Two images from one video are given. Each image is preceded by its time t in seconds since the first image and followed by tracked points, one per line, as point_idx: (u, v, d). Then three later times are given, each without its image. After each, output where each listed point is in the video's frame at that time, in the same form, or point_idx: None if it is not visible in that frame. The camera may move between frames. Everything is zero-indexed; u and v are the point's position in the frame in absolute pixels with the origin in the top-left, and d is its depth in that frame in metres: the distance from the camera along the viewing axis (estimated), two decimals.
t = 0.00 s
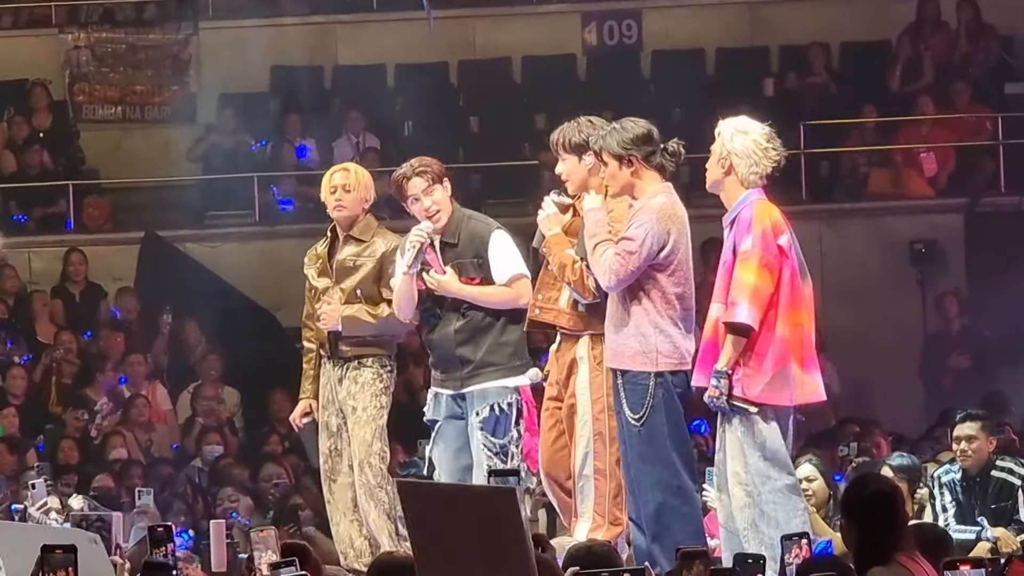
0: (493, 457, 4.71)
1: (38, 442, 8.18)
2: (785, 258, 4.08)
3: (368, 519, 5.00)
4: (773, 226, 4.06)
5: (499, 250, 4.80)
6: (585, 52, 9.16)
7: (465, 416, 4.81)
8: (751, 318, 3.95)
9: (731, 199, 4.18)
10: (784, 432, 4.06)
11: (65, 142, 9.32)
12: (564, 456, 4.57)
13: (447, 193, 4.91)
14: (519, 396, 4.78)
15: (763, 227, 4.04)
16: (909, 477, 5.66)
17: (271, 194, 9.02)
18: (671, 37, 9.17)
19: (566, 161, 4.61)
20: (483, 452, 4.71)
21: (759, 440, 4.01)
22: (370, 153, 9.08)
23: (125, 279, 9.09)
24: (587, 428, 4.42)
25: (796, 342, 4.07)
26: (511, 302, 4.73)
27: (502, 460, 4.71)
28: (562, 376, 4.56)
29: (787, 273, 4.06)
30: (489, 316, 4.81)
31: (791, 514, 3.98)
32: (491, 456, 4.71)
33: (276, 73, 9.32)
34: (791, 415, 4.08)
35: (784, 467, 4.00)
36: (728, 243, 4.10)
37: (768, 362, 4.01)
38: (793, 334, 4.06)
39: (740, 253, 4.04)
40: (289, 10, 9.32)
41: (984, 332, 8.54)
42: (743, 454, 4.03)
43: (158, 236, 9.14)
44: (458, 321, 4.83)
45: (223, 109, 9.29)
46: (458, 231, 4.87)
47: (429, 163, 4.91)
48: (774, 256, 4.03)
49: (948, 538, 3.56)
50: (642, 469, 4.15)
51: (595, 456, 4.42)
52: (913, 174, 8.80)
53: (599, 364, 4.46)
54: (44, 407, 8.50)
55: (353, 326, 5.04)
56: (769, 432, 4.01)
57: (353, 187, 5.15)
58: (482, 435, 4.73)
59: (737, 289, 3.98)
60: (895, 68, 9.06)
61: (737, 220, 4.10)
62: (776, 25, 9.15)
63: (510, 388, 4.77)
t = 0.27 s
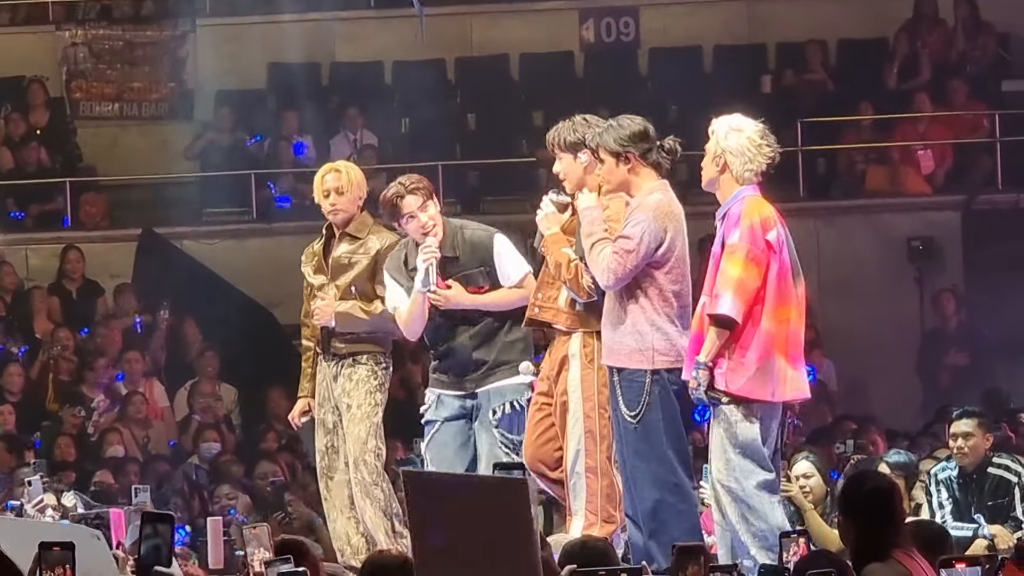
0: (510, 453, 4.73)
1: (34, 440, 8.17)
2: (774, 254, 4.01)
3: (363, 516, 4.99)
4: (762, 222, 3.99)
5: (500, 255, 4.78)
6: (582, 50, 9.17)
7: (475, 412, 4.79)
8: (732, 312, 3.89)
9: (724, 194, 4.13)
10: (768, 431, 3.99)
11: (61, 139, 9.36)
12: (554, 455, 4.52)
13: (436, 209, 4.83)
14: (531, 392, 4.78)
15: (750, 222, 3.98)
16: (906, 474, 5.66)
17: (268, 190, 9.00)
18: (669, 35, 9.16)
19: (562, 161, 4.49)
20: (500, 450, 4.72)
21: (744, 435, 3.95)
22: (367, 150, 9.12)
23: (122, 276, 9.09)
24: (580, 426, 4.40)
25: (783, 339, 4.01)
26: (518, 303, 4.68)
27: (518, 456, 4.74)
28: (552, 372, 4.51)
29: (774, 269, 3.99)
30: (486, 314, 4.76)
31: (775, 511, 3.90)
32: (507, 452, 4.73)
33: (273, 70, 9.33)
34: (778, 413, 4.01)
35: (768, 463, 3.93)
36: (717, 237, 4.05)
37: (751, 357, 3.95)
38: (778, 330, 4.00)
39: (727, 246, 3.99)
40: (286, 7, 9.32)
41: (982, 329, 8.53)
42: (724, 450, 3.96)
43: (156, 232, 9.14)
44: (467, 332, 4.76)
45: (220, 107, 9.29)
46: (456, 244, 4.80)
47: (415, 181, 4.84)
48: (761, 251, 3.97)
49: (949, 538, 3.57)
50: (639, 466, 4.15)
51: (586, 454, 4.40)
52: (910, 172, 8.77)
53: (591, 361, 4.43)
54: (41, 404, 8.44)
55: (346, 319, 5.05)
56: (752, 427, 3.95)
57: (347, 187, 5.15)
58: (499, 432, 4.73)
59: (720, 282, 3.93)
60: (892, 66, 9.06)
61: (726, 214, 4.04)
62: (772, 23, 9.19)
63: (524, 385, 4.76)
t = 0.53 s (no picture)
0: (500, 449, 4.72)
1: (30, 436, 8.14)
2: (772, 249, 4.03)
3: (360, 512, 5.01)
4: (761, 216, 4.02)
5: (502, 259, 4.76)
6: (579, 45, 9.14)
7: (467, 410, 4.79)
8: (736, 305, 3.89)
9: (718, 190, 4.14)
10: (765, 426, 4.00)
11: (58, 136, 9.34)
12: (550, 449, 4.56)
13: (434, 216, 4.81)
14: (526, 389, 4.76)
15: (749, 215, 3.99)
16: (901, 469, 5.67)
17: (264, 186, 9.01)
18: (666, 32, 9.19)
19: (549, 155, 4.56)
20: (490, 446, 4.71)
21: (741, 430, 3.95)
22: (364, 146, 9.05)
23: (118, 272, 9.13)
24: (575, 422, 4.41)
25: (784, 333, 4.02)
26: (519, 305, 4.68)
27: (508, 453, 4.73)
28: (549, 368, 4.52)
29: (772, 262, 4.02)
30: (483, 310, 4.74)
31: (770, 506, 3.90)
32: (497, 449, 4.72)
33: (270, 67, 9.32)
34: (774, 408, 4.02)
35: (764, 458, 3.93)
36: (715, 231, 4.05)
37: (753, 351, 3.95)
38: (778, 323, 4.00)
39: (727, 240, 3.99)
40: (282, 4, 9.33)
41: (979, 324, 8.53)
42: (721, 445, 3.96)
43: (153, 229, 9.15)
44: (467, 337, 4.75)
45: (217, 103, 9.29)
46: (454, 251, 4.78)
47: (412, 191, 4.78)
48: (761, 245, 3.99)
49: (947, 530, 3.57)
50: (635, 462, 4.16)
51: (583, 450, 4.41)
52: (907, 167, 8.79)
53: (586, 357, 4.43)
54: (38, 401, 8.41)
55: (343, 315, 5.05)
56: (750, 422, 3.94)
57: (342, 182, 5.15)
58: (489, 427, 4.72)
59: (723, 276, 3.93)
60: (889, 61, 9.05)
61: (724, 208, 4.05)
62: (768, 20, 9.15)
63: (521, 384, 4.75)
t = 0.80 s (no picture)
0: (492, 448, 4.77)
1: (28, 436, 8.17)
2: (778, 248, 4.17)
3: (358, 511, 5.01)
4: (768, 217, 4.15)
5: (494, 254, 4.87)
6: (576, 44, 9.15)
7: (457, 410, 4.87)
8: (750, 306, 4.03)
9: (717, 189, 4.24)
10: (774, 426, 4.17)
11: (55, 135, 9.29)
12: (550, 448, 4.59)
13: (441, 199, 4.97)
14: (518, 388, 4.81)
15: (757, 217, 4.12)
16: (899, 469, 5.66)
17: (261, 185, 8.98)
18: (664, 29, 9.19)
19: (538, 149, 4.70)
20: (483, 445, 4.77)
21: (750, 430, 4.12)
22: (361, 144, 9.10)
23: (115, 270, 9.12)
24: (575, 420, 4.48)
25: (790, 331, 4.16)
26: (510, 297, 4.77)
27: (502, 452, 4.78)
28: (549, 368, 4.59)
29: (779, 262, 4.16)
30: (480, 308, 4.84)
31: (773, 507, 4.09)
32: (490, 448, 4.77)
33: (267, 65, 9.30)
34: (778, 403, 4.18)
35: (771, 459, 4.12)
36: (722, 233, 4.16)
37: (764, 350, 4.10)
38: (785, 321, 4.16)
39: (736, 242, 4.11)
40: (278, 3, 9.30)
41: (976, 322, 8.52)
42: (729, 443, 4.12)
43: (149, 228, 9.10)
44: (456, 326, 4.85)
45: (214, 102, 9.26)
46: (452, 236, 4.94)
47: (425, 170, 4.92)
48: (769, 245, 4.12)
49: (945, 530, 3.55)
50: (634, 462, 4.22)
51: (583, 448, 4.48)
52: (904, 166, 8.79)
53: (584, 355, 4.51)
54: (35, 399, 8.40)
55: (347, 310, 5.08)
56: (761, 424, 4.12)
57: (332, 186, 5.08)
58: (479, 426, 4.78)
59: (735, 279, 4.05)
60: (886, 59, 9.05)
61: (730, 209, 4.16)
62: (766, 17, 9.13)
63: (512, 382, 4.80)
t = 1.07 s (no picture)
0: (481, 448, 4.79)
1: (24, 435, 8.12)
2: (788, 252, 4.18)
3: (357, 513, 5.02)
4: (778, 220, 4.16)
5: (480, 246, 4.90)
6: (573, 45, 9.15)
7: (445, 409, 4.93)
8: (763, 310, 4.04)
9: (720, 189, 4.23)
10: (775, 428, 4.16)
11: (52, 135, 9.31)
12: (544, 450, 4.64)
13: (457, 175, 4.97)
14: (501, 388, 4.85)
15: (770, 220, 4.13)
16: (895, 470, 5.66)
17: (259, 185, 8.96)
18: (660, 30, 9.19)
19: (536, 148, 4.69)
20: (471, 445, 4.79)
21: (752, 433, 4.12)
22: (358, 146, 8.98)
23: (112, 272, 9.12)
24: (576, 420, 4.52)
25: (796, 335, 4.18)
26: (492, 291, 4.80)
27: (491, 452, 4.79)
28: (547, 369, 4.62)
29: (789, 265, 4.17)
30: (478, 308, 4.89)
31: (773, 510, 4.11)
32: (478, 448, 4.79)
33: (264, 66, 9.32)
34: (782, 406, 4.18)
35: (772, 463, 4.13)
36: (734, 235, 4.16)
37: (773, 353, 4.11)
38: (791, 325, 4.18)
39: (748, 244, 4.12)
40: (276, 3, 9.33)
41: (973, 324, 8.55)
42: (732, 446, 4.13)
43: (146, 229, 9.11)
44: (443, 306, 4.92)
45: (212, 103, 9.26)
46: (457, 215, 4.95)
47: (444, 144, 4.95)
48: (781, 248, 4.13)
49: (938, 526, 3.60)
50: (626, 462, 4.33)
51: (584, 448, 4.51)
52: (901, 167, 8.79)
53: (585, 356, 4.54)
54: (32, 400, 8.38)
55: (343, 301, 5.08)
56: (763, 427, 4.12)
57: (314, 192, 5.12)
58: (467, 428, 4.81)
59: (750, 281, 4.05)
60: (883, 60, 9.05)
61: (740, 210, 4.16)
62: (764, 18, 9.13)
63: (494, 383, 4.84)
